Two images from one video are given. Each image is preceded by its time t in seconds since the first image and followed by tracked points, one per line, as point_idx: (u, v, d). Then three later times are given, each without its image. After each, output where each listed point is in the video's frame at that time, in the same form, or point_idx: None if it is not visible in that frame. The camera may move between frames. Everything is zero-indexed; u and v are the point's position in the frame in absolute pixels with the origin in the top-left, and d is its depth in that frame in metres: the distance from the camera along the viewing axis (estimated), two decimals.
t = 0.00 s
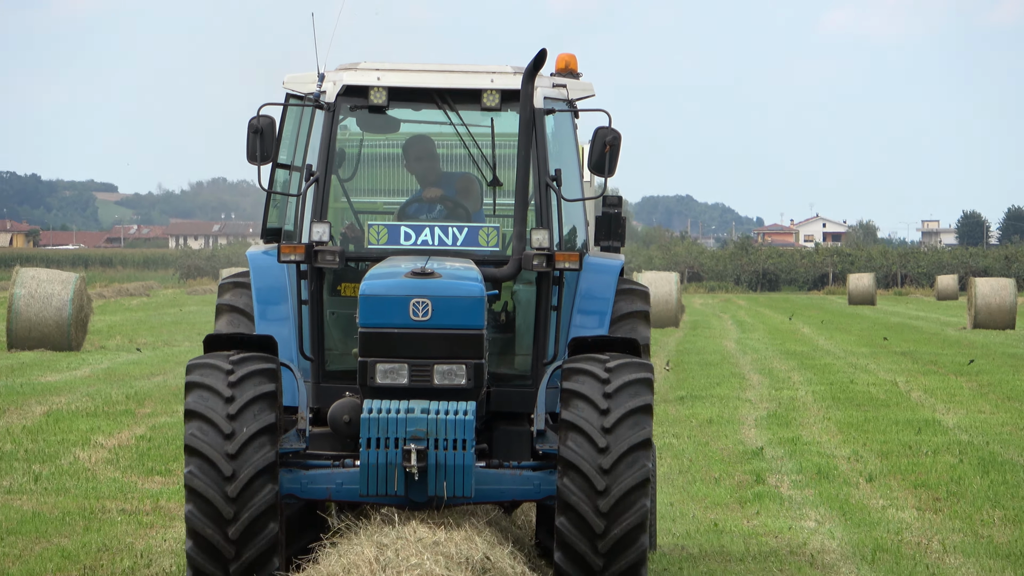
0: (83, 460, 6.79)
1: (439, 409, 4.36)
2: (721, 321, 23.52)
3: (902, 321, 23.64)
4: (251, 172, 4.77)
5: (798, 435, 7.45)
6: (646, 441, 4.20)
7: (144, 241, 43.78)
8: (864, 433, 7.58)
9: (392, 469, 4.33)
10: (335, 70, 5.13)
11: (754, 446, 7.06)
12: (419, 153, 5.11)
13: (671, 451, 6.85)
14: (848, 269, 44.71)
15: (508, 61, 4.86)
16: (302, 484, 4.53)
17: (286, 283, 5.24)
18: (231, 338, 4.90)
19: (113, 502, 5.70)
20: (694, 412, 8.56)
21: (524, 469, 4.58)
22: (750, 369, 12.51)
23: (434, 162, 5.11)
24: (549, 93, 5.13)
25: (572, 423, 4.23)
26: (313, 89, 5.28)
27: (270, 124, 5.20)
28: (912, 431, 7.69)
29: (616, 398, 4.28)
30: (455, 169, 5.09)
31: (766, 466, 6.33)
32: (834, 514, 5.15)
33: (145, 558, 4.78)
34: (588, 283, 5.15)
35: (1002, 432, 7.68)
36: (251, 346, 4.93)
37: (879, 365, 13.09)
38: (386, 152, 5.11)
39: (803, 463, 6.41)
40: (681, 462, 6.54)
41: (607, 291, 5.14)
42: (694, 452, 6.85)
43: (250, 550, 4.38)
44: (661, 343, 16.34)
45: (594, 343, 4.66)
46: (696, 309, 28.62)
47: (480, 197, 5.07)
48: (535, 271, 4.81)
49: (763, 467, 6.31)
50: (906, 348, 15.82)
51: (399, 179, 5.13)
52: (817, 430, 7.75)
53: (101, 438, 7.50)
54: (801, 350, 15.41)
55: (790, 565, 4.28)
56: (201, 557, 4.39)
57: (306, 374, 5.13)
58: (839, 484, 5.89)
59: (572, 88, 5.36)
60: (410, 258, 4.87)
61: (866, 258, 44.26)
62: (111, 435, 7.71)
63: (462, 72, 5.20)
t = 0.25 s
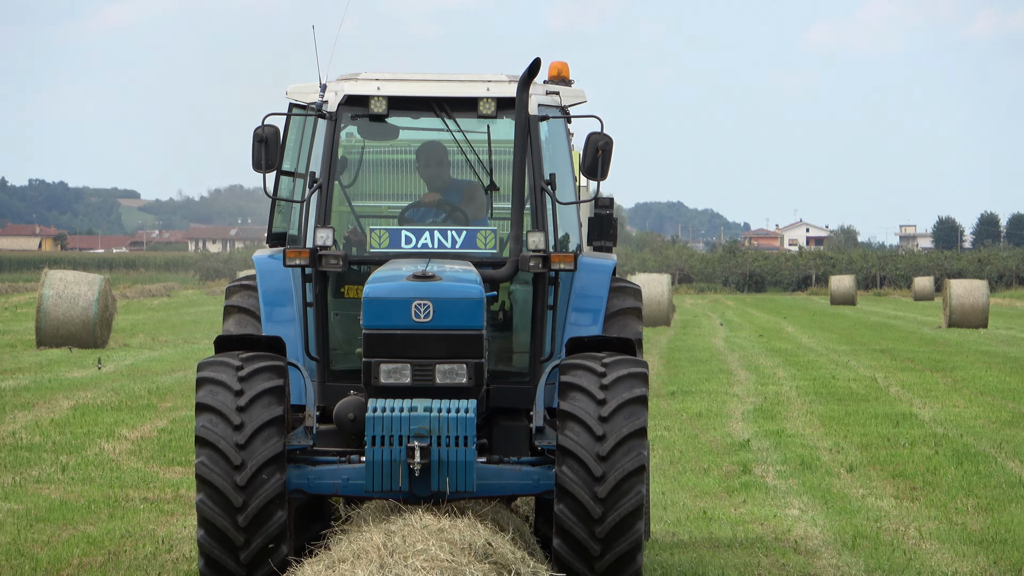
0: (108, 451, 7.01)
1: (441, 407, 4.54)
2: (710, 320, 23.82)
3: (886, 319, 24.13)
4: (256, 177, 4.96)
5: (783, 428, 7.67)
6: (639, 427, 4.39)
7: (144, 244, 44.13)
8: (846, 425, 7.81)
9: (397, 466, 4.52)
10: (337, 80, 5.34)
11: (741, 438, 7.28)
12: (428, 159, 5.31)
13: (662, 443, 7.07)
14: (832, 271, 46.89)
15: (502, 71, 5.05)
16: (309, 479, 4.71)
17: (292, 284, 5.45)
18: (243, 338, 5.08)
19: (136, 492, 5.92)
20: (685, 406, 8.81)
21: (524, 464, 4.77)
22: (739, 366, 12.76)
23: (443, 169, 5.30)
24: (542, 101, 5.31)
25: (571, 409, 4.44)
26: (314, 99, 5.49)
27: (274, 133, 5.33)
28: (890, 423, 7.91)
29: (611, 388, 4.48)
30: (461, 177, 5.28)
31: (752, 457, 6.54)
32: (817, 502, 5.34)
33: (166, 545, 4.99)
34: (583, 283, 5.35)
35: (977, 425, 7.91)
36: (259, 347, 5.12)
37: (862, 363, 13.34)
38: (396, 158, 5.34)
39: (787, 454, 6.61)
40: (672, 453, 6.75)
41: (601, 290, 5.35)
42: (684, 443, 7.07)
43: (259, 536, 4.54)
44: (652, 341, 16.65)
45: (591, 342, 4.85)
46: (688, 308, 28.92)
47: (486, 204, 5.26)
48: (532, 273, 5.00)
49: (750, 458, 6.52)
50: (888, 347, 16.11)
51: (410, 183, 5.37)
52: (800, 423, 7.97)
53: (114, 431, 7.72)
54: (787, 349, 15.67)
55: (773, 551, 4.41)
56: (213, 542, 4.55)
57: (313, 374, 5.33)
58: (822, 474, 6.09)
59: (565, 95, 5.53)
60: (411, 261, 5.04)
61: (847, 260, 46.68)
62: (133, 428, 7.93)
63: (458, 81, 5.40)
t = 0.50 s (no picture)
0: (130, 445, 7.19)
1: (443, 404, 4.71)
2: (700, 321, 24.08)
3: (872, 320, 24.59)
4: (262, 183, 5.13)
5: (770, 423, 7.87)
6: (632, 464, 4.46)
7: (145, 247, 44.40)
8: (831, 420, 8.01)
9: (399, 461, 4.68)
10: (340, 89, 5.50)
11: (731, 432, 7.46)
12: (433, 166, 5.47)
13: (655, 437, 7.26)
14: (816, 273, 48.56)
15: (499, 80, 5.22)
16: (315, 474, 4.88)
17: (297, 288, 5.62)
18: (252, 338, 5.26)
19: (155, 483, 6.09)
20: (676, 402, 9.02)
21: (523, 461, 4.94)
22: (729, 364, 12.97)
23: (447, 176, 5.47)
24: (538, 109, 5.48)
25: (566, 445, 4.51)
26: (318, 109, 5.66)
27: (279, 141, 5.53)
28: (871, 419, 8.10)
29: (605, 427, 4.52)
30: (460, 183, 5.46)
31: (741, 450, 6.73)
32: (803, 494, 5.52)
33: (184, 533, 5.17)
34: (578, 285, 5.53)
35: (955, 420, 8.12)
36: (265, 347, 5.29)
37: (846, 362, 13.56)
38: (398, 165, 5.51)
39: (775, 448, 6.80)
40: (664, 446, 6.94)
41: (596, 292, 5.52)
42: (676, 438, 7.26)
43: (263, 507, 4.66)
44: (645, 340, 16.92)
45: (588, 343, 5.02)
46: (680, 309, 29.17)
47: (481, 211, 5.43)
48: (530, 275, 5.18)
49: (739, 451, 6.70)
50: (874, 347, 16.37)
51: (411, 187, 5.56)
52: (787, 418, 8.18)
53: (125, 425, 7.89)
54: (776, 348, 15.90)
55: (761, 540, 4.54)
56: (219, 513, 4.67)
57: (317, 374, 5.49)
58: (808, 466, 6.26)
59: (560, 103, 5.71)
60: (412, 264, 5.20)
61: (831, 263, 48.19)
62: (153, 422, 8.11)
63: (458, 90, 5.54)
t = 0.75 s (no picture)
0: (148, 438, 7.37)
1: (444, 406, 4.89)
2: (690, 321, 24.31)
3: (858, 319, 25.05)
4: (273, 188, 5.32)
5: (758, 416, 8.08)
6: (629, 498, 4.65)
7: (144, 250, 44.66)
8: (817, 414, 8.24)
9: (402, 460, 4.87)
10: (347, 96, 5.68)
11: (720, 426, 7.66)
12: (430, 168, 5.70)
13: (648, 430, 7.47)
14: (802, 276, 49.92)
15: (503, 89, 5.40)
16: (320, 472, 5.05)
17: (306, 287, 5.80)
18: (258, 340, 5.44)
19: (173, 474, 6.27)
20: (668, 397, 9.24)
21: (522, 457, 5.12)
22: (719, 362, 13.17)
23: (442, 178, 5.70)
24: (540, 116, 5.66)
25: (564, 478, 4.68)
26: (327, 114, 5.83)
27: (289, 145, 5.68)
28: (854, 413, 8.30)
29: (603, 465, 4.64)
30: (460, 186, 5.67)
31: (729, 443, 6.93)
32: (789, 484, 5.71)
33: (202, 523, 5.38)
34: (577, 286, 5.71)
35: (932, 414, 8.33)
36: (272, 347, 5.48)
37: (831, 359, 13.78)
38: (398, 168, 5.76)
39: (762, 440, 7.01)
40: (657, 439, 7.15)
41: (595, 292, 5.71)
42: (668, 431, 7.47)
43: (268, 473, 4.82)
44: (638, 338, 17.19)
45: (586, 344, 5.20)
46: (672, 309, 29.40)
47: (482, 212, 5.62)
48: (531, 277, 5.36)
49: (728, 444, 6.90)
50: (858, 346, 16.60)
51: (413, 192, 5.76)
52: (774, 412, 8.40)
53: (136, 419, 8.08)
54: (764, 346, 16.12)
55: (750, 528, 4.74)
56: (227, 483, 4.85)
57: (324, 372, 5.68)
58: (793, 459, 6.45)
59: (561, 109, 5.89)
60: (416, 266, 5.40)
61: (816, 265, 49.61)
62: (172, 416, 8.31)
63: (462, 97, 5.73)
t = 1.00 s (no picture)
0: (167, 431, 7.58)
1: (445, 403, 5.08)
2: (683, 320, 24.63)
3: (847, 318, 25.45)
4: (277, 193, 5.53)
5: (746, 411, 8.30)
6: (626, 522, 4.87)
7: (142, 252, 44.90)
8: (804, 408, 8.45)
9: (404, 456, 5.05)
10: (349, 104, 5.89)
11: (711, 420, 7.86)
12: (430, 175, 5.85)
13: (640, 424, 7.68)
14: (787, 277, 51.18)
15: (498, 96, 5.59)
16: (325, 468, 5.24)
17: (310, 290, 5.98)
18: (264, 340, 5.62)
19: (191, 466, 6.47)
20: (661, 392, 9.47)
21: (521, 453, 5.30)
22: (711, 359, 13.38)
23: (441, 183, 5.85)
24: (537, 122, 5.83)
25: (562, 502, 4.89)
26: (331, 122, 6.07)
27: (293, 152, 5.91)
28: (838, 407, 8.50)
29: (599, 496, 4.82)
30: (461, 191, 5.85)
31: (719, 436, 7.14)
32: (776, 476, 5.90)
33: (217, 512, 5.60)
34: (573, 287, 5.90)
35: (912, 408, 8.53)
36: (278, 347, 5.66)
37: (818, 356, 14.00)
38: (398, 175, 5.88)
39: (751, 433, 7.22)
40: (649, 432, 7.35)
41: (590, 293, 5.90)
42: (661, 424, 7.68)
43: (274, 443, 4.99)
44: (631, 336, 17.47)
45: (581, 343, 5.39)
46: (664, 309, 29.71)
47: (484, 216, 5.81)
48: (528, 279, 5.54)
49: (718, 437, 7.10)
50: (846, 344, 16.82)
51: (414, 197, 5.90)
52: (762, 406, 8.62)
53: (149, 413, 8.29)
54: (754, 344, 16.33)
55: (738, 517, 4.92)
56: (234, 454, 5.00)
57: (329, 371, 5.88)
58: (779, 451, 6.64)
59: (556, 115, 6.08)
60: (416, 269, 5.60)
61: (802, 268, 51.19)
62: (190, 411, 8.52)
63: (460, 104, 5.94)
